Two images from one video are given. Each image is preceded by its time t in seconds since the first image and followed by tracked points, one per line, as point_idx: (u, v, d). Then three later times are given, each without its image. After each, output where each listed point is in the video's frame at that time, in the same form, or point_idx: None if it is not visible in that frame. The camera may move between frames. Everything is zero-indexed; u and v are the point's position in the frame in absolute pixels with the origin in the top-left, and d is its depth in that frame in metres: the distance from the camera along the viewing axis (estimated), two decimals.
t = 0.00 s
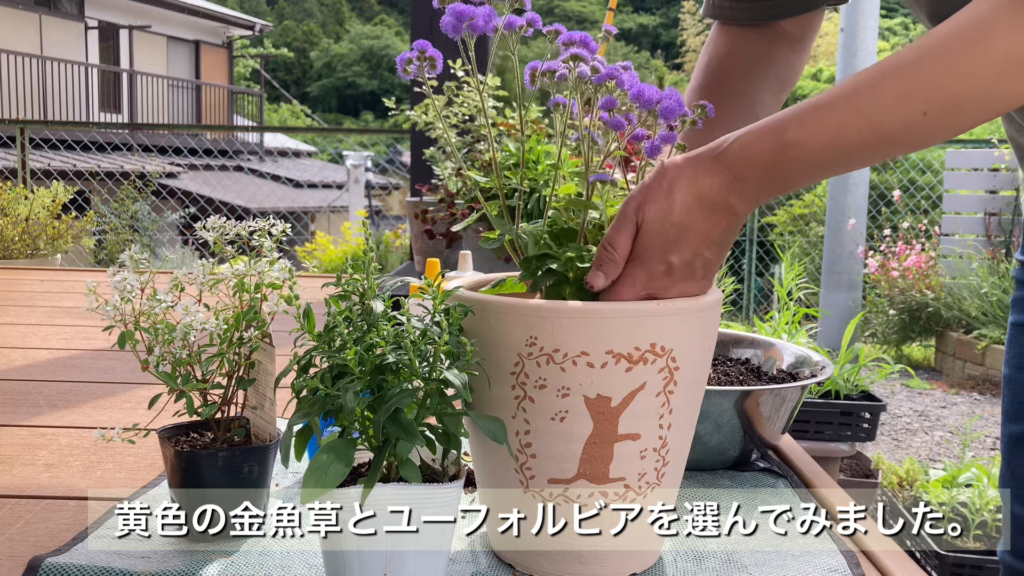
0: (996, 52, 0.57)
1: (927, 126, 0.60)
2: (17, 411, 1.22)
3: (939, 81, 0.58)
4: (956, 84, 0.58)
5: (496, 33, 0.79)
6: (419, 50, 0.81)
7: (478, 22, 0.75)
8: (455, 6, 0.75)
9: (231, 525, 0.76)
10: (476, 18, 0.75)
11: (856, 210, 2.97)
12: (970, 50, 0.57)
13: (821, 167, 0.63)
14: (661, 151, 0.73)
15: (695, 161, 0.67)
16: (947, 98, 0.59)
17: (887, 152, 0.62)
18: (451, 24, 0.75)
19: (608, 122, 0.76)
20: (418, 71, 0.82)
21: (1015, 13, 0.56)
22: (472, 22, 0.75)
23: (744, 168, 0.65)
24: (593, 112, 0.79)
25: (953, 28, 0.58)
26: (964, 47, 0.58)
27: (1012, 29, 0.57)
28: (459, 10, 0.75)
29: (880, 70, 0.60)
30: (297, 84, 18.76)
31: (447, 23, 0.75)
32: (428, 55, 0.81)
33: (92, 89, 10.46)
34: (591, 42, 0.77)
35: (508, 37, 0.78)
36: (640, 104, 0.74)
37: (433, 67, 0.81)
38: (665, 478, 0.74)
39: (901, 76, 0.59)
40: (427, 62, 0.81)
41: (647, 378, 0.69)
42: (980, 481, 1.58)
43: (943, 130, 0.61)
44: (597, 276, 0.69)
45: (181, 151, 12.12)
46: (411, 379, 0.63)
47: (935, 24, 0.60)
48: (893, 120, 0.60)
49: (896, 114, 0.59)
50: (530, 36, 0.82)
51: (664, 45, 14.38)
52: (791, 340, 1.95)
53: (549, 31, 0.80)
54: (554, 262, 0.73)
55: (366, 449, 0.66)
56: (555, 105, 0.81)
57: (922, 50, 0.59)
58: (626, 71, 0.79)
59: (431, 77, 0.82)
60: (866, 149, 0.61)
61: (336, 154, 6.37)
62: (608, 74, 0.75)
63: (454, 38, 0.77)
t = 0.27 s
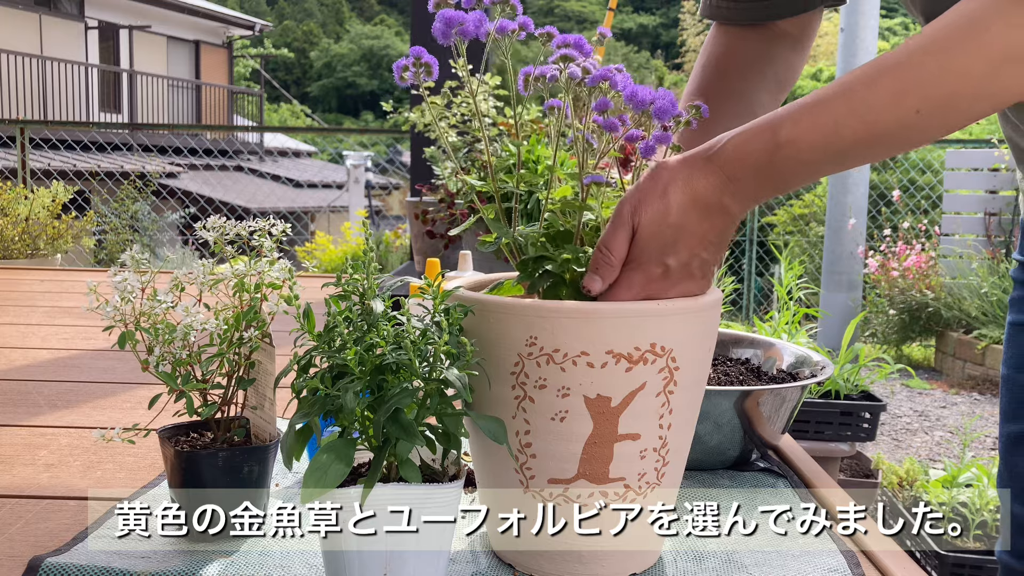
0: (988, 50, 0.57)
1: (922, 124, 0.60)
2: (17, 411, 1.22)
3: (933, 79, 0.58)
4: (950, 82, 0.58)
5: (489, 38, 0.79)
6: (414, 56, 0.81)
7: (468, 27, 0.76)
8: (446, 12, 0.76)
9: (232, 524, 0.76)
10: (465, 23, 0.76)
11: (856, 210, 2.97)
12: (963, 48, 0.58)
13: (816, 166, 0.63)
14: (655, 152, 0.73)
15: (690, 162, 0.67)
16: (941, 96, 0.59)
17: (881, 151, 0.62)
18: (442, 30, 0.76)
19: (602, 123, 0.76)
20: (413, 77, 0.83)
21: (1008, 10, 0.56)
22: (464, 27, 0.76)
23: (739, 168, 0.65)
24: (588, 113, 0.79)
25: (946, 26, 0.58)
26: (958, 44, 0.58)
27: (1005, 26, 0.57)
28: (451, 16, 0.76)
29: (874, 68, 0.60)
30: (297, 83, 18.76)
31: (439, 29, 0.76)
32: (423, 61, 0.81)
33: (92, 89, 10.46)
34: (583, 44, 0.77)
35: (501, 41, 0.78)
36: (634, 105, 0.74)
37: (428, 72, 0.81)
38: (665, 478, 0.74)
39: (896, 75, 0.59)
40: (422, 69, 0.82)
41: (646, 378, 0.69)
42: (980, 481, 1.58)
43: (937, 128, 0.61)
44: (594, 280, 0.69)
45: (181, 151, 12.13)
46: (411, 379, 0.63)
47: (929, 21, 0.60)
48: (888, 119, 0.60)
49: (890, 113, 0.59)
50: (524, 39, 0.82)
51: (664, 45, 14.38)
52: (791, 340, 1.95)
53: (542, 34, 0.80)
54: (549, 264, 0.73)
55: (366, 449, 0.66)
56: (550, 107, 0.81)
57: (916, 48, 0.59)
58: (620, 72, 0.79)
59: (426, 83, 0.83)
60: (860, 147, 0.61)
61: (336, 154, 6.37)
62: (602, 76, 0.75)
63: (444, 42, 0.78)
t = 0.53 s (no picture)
0: (991, 50, 0.57)
1: (925, 125, 0.60)
2: (17, 411, 1.21)
3: (936, 81, 0.58)
4: (952, 83, 0.58)
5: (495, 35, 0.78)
6: (418, 52, 0.81)
7: (477, 26, 0.75)
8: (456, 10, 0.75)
9: (232, 524, 0.76)
10: (475, 22, 0.75)
11: (856, 210, 2.97)
12: (966, 49, 0.57)
13: (819, 169, 0.63)
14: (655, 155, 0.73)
15: (694, 164, 0.67)
16: (944, 97, 0.59)
17: (885, 153, 0.62)
18: (450, 27, 0.75)
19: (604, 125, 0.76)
20: (416, 74, 0.82)
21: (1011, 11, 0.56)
22: (472, 27, 0.75)
23: (741, 171, 0.65)
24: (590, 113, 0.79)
25: (949, 28, 0.58)
26: (961, 45, 0.58)
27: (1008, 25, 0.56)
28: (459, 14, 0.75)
29: (876, 72, 0.60)
30: (297, 84, 18.76)
31: (448, 26, 0.75)
32: (426, 58, 0.82)
33: (92, 90, 10.47)
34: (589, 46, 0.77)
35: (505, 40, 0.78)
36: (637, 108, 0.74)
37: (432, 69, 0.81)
38: (665, 478, 0.74)
39: (897, 78, 0.59)
40: (425, 65, 0.82)
41: (647, 378, 0.69)
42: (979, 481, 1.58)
43: (940, 130, 0.61)
44: (598, 281, 0.69)
45: (181, 151, 12.13)
46: (411, 379, 0.63)
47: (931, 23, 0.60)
48: (892, 121, 0.60)
49: (892, 115, 0.60)
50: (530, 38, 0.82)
51: (664, 45, 14.37)
52: (791, 340, 1.95)
53: (547, 34, 0.80)
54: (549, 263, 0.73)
55: (366, 449, 0.66)
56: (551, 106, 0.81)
57: (918, 50, 0.59)
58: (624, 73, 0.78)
59: (428, 79, 0.83)
60: (863, 150, 0.61)
61: (336, 154, 6.37)
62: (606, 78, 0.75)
63: (453, 41, 0.77)
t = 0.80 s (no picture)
0: (992, 51, 0.57)
1: (925, 126, 0.60)
2: (17, 411, 1.21)
3: (935, 81, 0.58)
4: (952, 83, 0.58)
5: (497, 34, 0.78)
6: (422, 50, 0.81)
7: (477, 27, 0.76)
8: (458, 13, 0.75)
9: (232, 525, 0.76)
10: (476, 25, 0.76)
11: (856, 210, 2.97)
12: (966, 50, 0.57)
13: (819, 168, 0.63)
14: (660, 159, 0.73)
15: (694, 164, 0.67)
16: (944, 97, 0.59)
17: (885, 154, 0.62)
18: (452, 31, 0.75)
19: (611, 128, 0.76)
20: (421, 70, 0.82)
21: (1013, 12, 0.56)
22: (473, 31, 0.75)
23: (742, 170, 0.65)
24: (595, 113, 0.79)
25: (950, 29, 0.58)
26: (962, 45, 0.58)
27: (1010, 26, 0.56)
28: (461, 19, 0.75)
29: (877, 73, 0.60)
30: (297, 84, 18.76)
31: (449, 31, 0.75)
32: (432, 54, 0.81)
33: (92, 90, 10.47)
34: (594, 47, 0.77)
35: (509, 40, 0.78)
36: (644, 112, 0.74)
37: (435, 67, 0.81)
38: (665, 478, 0.74)
39: (897, 78, 0.59)
40: (430, 62, 0.82)
41: (647, 378, 0.69)
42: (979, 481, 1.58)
43: (941, 130, 0.60)
44: (598, 279, 0.69)
45: (181, 151, 12.12)
46: (411, 379, 0.63)
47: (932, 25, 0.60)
48: (892, 121, 0.60)
49: (892, 115, 0.60)
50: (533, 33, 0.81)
51: (664, 45, 14.35)
52: (791, 340, 1.95)
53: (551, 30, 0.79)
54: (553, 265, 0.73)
55: (366, 449, 0.66)
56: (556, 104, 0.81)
57: (919, 51, 0.59)
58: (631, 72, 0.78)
59: (433, 75, 0.83)
60: (863, 150, 0.61)
61: (336, 154, 6.36)
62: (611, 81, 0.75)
63: (454, 43, 0.77)
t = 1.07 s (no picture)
0: (993, 54, 0.57)
1: (925, 128, 0.60)
2: (17, 411, 1.21)
3: (936, 83, 0.58)
4: (953, 85, 0.58)
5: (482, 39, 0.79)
6: (413, 60, 0.82)
7: (459, 32, 0.77)
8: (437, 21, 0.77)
9: (231, 525, 0.76)
10: (456, 29, 0.77)
11: (856, 210, 2.97)
12: (967, 52, 0.57)
13: (819, 170, 0.63)
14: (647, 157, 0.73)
15: (696, 165, 0.68)
16: (945, 99, 0.58)
17: (886, 157, 0.62)
18: (432, 37, 0.77)
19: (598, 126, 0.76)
20: (413, 82, 0.83)
21: (1015, 15, 0.56)
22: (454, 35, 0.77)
23: (742, 170, 0.65)
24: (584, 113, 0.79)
25: (952, 32, 0.58)
26: (964, 48, 0.58)
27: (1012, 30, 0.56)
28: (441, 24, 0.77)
29: (878, 75, 0.60)
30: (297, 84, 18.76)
31: (430, 36, 0.77)
32: (423, 65, 0.82)
33: (92, 89, 10.47)
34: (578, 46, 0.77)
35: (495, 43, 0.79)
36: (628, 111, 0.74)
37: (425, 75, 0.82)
38: (665, 478, 0.74)
39: (897, 80, 0.59)
40: (421, 73, 0.82)
41: (647, 378, 0.69)
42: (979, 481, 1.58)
43: (942, 133, 0.60)
44: (598, 275, 0.69)
45: (181, 151, 12.13)
46: (411, 379, 0.63)
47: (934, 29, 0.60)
48: (892, 123, 0.60)
49: (892, 117, 0.60)
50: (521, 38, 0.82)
51: (664, 45, 14.34)
52: (791, 340, 1.95)
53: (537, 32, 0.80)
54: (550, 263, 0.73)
55: (366, 449, 0.66)
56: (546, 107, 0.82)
57: (921, 54, 0.59)
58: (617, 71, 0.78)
59: (425, 86, 0.83)
60: (864, 152, 0.61)
61: (336, 154, 6.36)
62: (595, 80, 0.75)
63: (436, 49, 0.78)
